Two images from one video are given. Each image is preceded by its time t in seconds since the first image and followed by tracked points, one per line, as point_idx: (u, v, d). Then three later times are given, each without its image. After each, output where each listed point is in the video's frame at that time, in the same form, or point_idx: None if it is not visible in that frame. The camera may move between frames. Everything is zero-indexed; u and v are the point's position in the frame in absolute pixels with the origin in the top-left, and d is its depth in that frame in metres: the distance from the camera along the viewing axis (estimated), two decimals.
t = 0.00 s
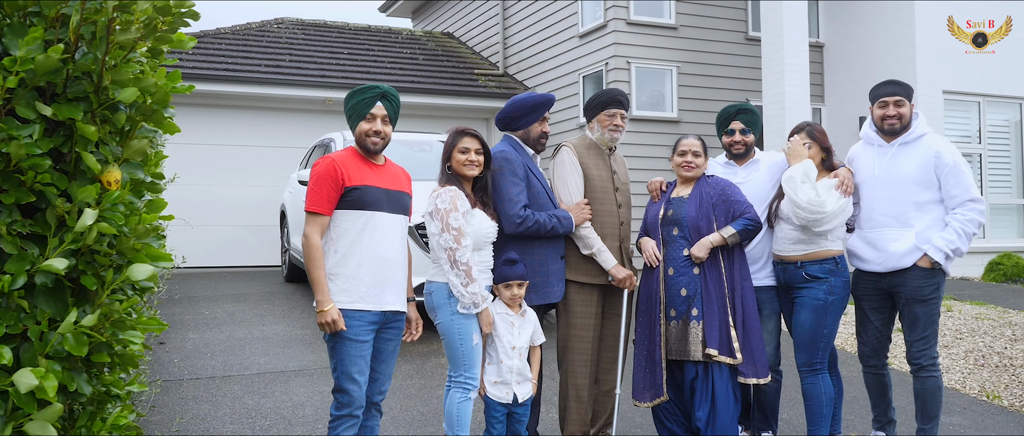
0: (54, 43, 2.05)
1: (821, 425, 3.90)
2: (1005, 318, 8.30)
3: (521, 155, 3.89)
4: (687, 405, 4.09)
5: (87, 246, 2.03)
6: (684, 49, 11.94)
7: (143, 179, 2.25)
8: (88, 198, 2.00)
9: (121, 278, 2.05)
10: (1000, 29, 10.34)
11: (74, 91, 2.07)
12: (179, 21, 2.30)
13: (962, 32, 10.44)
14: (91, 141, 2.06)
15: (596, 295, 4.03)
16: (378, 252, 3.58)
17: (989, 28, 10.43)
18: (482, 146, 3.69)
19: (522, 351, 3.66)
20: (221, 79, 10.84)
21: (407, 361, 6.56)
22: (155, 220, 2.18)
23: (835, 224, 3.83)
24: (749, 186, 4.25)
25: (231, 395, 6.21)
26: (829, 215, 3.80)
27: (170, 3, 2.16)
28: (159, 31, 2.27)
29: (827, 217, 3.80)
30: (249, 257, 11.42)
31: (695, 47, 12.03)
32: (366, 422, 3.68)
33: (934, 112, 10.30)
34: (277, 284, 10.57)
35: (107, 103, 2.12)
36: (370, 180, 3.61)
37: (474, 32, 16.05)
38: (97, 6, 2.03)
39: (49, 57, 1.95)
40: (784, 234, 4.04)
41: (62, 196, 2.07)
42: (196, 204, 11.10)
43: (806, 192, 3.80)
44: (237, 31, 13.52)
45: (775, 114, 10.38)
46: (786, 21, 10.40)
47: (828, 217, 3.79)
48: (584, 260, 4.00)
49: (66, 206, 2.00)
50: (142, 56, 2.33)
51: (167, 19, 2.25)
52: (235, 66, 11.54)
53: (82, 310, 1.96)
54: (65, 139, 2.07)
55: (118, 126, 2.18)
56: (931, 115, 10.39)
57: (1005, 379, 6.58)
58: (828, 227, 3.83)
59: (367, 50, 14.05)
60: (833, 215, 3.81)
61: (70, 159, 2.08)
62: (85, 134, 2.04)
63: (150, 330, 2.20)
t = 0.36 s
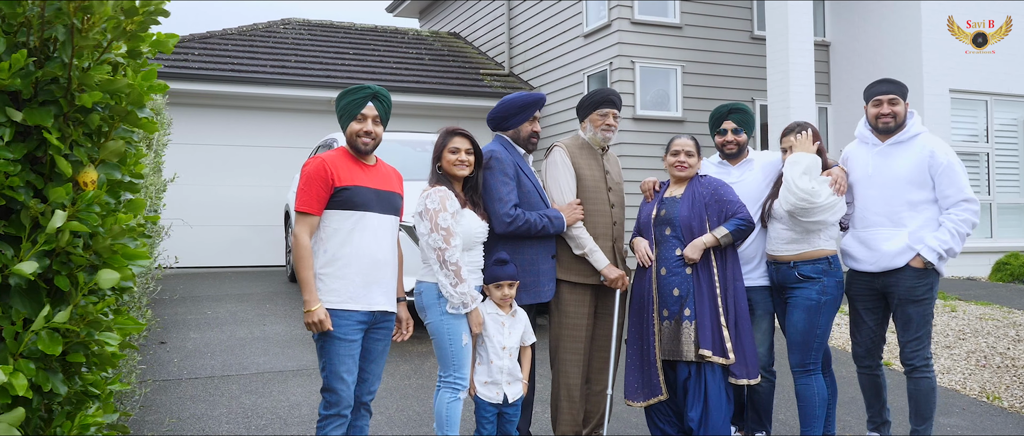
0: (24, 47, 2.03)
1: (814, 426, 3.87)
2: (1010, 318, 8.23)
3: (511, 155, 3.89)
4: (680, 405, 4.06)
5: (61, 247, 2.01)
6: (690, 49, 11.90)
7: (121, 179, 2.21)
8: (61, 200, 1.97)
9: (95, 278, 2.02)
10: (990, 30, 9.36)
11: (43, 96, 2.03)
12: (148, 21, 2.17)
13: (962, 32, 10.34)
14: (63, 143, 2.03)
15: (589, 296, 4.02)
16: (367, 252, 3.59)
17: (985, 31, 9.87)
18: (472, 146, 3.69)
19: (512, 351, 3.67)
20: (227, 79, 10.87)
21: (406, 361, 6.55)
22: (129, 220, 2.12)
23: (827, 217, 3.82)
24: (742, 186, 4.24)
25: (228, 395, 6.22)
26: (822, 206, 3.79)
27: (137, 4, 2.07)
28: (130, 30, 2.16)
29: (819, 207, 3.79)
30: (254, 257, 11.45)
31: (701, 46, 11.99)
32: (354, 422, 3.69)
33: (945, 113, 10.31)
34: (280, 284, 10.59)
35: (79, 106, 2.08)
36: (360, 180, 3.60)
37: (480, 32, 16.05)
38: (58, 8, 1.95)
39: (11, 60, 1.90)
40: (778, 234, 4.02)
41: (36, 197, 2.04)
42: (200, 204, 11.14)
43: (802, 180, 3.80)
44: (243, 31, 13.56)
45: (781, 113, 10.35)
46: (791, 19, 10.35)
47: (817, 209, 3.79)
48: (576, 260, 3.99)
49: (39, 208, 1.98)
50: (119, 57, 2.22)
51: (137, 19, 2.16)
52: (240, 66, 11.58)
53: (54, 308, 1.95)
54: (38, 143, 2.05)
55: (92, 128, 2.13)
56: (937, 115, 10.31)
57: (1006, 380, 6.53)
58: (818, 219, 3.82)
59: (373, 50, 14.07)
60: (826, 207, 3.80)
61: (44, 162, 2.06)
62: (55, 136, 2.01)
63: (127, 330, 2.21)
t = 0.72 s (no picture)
0: None
1: (803, 426, 3.86)
2: (1011, 318, 8.18)
3: (499, 154, 3.88)
4: (670, 405, 4.05)
5: (29, 247, 2.00)
6: (693, 48, 11.88)
7: (93, 179, 2.20)
8: (30, 202, 1.96)
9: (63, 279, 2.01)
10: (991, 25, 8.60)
11: (10, 96, 2.01)
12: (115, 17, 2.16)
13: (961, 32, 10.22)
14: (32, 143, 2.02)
15: (578, 295, 4.01)
16: (353, 252, 3.59)
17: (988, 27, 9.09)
18: (459, 146, 3.69)
19: (499, 351, 3.67)
20: (229, 80, 10.88)
21: (403, 361, 6.55)
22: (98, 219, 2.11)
23: (817, 215, 3.80)
24: (732, 186, 4.23)
25: (223, 394, 6.22)
26: (812, 204, 3.77)
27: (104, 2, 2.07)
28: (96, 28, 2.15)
29: (809, 204, 3.76)
30: (255, 257, 11.45)
31: (704, 45, 11.97)
32: (341, 421, 3.70)
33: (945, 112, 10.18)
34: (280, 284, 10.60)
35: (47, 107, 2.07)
36: (347, 180, 3.60)
37: (483, 32, 16.04)
38: (17, 8, 1.93)
39: None
40: (768, 234, 4.00)
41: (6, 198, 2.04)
42: (201, 204, 11.16)
43: (792, 178, 3.78)
44: (247, 32, 13.57)
45: (783, 112, 10.32)
46: (793, 19, 10.32)
47: (805, 207, 3.76)
48: (565, 260, 3.99)
49: (7, 210, 1.97)
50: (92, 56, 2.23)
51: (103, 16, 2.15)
52: (243, 67, 11.59)
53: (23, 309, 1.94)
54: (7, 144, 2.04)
55: (61, 127, 2.13)
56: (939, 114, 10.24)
57: (1003, 380, 6.50)
58: (808, 217, 3.80)
59: (376, 50, 14.08)
60: (816, 205, 3.77)
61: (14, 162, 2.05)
62: (23, 137, 2.00)
63: (101, 330, 2.17)
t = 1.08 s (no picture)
0: None
1: (795, 428, 3.83)
2: (1016, 319, 8.10)
3: (490, 155, 3.88)
4: (662, 407, 4.03)
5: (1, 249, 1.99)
6: (697, 47, 11.85)
7: (70, 181, 2.19)
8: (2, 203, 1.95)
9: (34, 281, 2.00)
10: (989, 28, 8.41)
11: None
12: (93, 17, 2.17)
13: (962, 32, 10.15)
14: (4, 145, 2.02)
15: (569, 296, 4.01)
16: (341, 253, 3.60)
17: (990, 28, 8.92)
18: (449, 146, 3.69)
19: (488, 352, 3.67)
20: (234, 80, 10.92)
21: (402, 361, 6.55)
22: (74, 221, 2.09)
23: (807, 213, 3.77)
24: (724, 186, 4.23)
25: (220, 394, 6.23)
26: (803, 202, 3.73)
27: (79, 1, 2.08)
28: (74, 28, 2.17)
29: (800, 203, 3.73)
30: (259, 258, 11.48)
31: (708, 45, 11.93)
32: (331, 422, 3.71)
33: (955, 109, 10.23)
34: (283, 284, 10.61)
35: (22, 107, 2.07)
36: (336, 181, 3.61)
37: (489, 32, 16.04)
38: None
39: None
40: (760, 234, 3.97)
41: None
42: (205, 204, 11.21)
43: (785, 176, 3.74)
44: (253, 33, 13.60)
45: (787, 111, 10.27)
46: (797, 17, 10.27)
47: (795, 204, 3.73)
48: (555, 260, 3.98)
49: None
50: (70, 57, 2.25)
51: (79, 16, 2.16)
52: (248, 67, 11.62)
53: None
54: None
55: (38, 128, 2.13)
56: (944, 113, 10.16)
57: (1004, 381, 6.45)
58: (798, 215, 3.77)
59: (382, 50, 14.10)
60: (806, 203, 3.74)
61: None
62: None
63: (78, 331, 2.16)
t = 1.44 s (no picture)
0: None
1: (797, 432, 3.78)
2: None
3: (488, 157, 3.87)
4: (662, 410, 4.00)
5: None
6: (711, 47, 11.78)
7: (57, 185, 2.21)
8: None
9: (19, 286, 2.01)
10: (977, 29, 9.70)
11: None
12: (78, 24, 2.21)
13: (962, 32, 10.02)
14: None
15: (569, 298, 4.00)
16: (338, 255, 3.62)
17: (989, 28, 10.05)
18: (446, 149, 3.71)
19: (485, 354, 3.67)
20: (251, 82, 11.02)
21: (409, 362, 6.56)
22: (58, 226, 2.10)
23: (808, 214, 3.73)
24: (725, 188, 4.20)
25: (227, 394, 6.27)
26: (803, 202, 3.70)
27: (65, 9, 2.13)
28: (61, 35, 2.21)
29: (800, 202, 3.69)
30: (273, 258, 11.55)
31: (723, 44, 11.85)
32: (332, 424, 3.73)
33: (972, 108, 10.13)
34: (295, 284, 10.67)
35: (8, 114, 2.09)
36: (334, 184, 3.61)
37: (504, 33, 16.05)
38: None
39: None
40: (761, 236, 3.93)
41: None
42: (219, 205, 11.31)
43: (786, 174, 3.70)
44: (269, 34, 13.71)
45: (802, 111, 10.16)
46: (813, 16, 10.18)
47: (795, 204, 3.69)
48: (555, 263, 3.97)
49: None
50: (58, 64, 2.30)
51: (65, 24, 2.19)
52: (263, 69, 11.72)
53: None
54: None
55: (23, 133, 2.16)
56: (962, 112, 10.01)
57: (1017, 385, 6.33)
58: (798, 215, 3.73)
59: (397, 51, 14.15)
60: (807, 203, 3.71)
61: None
62: None
63: (65, 334, 2.17)
